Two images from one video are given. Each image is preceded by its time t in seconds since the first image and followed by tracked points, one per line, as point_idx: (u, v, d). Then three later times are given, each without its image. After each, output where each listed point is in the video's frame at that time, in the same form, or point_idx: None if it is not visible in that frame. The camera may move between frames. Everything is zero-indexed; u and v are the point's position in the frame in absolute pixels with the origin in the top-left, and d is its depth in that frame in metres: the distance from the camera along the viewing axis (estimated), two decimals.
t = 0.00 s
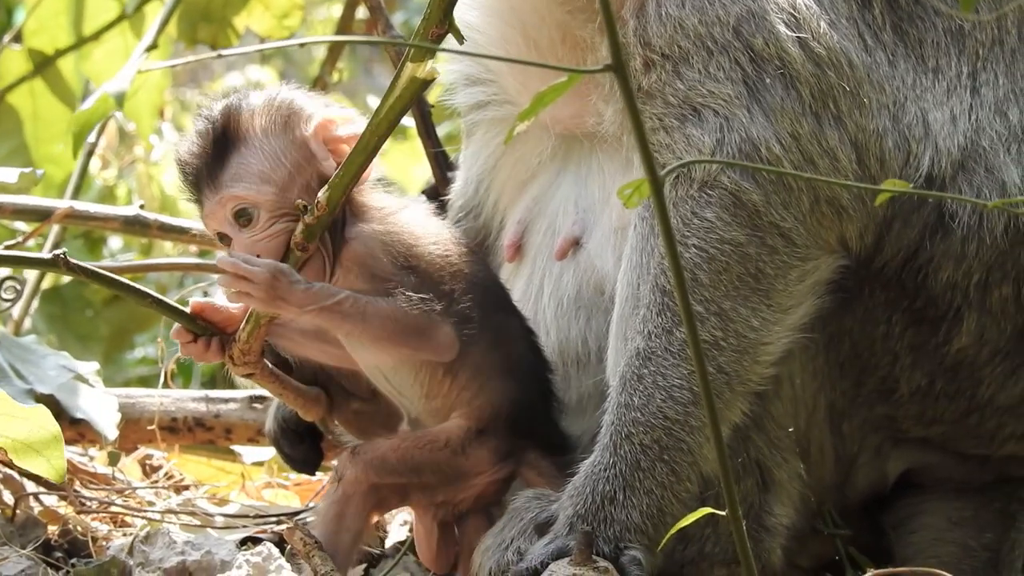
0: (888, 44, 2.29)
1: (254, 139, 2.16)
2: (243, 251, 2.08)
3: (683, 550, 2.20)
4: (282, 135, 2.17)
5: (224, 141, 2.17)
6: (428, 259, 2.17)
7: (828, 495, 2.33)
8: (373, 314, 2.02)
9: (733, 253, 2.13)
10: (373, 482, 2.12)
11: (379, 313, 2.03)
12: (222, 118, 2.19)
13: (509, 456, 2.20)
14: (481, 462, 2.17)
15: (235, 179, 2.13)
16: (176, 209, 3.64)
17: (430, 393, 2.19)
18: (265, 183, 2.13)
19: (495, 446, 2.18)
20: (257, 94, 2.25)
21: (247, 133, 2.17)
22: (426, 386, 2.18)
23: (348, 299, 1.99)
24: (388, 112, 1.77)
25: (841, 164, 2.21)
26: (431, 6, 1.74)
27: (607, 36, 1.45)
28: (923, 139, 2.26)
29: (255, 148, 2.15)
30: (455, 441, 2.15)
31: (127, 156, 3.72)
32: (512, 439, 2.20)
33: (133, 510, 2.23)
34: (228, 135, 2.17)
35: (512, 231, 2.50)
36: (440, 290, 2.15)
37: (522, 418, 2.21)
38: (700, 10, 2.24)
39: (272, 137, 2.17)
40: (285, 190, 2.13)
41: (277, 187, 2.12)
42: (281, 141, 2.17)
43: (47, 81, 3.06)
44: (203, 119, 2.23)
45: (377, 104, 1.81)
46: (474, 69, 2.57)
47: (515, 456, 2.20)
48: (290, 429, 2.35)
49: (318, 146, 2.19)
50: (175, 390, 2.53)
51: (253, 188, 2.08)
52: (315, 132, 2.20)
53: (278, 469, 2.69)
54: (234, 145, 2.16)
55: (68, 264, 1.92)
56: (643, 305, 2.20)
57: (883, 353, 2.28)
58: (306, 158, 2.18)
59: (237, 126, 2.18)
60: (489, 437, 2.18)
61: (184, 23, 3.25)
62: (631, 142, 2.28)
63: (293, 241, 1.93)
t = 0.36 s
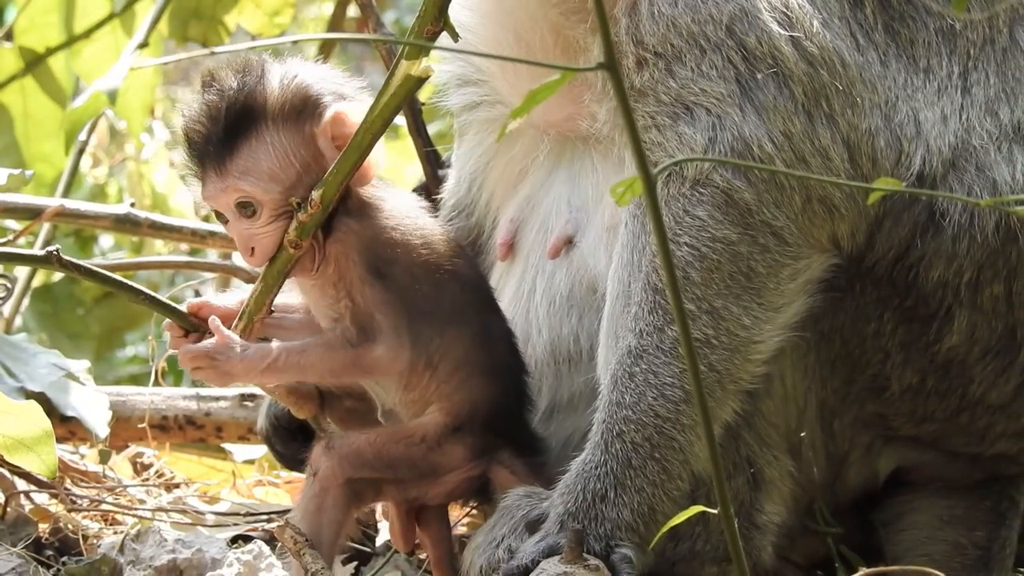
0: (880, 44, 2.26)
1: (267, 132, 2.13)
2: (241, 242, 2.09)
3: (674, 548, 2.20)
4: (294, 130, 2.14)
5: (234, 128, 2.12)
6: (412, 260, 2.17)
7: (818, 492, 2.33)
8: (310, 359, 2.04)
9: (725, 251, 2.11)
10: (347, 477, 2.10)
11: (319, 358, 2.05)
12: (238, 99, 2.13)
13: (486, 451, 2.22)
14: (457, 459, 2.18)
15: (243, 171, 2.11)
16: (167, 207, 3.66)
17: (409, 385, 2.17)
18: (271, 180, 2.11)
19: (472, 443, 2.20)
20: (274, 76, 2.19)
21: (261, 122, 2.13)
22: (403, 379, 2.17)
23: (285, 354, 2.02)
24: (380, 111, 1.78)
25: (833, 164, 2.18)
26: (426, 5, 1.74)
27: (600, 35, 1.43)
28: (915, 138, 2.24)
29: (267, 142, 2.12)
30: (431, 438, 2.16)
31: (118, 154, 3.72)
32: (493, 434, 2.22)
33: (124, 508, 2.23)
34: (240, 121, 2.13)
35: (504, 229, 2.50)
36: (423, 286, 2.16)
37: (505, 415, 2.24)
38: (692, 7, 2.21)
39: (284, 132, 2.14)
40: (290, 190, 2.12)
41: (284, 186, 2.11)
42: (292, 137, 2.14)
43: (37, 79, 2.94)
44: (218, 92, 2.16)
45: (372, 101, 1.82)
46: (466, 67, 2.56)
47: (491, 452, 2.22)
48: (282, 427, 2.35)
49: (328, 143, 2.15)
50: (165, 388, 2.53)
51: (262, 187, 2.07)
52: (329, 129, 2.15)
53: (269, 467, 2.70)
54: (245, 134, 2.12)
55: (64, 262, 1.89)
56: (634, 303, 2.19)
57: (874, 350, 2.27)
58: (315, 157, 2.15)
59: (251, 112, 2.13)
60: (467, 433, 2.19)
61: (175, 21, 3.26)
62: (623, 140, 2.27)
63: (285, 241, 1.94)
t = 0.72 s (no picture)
0: (872, 41, 2.26)
1: (262, 132, 2.14)
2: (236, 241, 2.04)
3: (667, 545, 2.19)
4: (288, 129, 2.17)
5: (227, 130, 2.12)
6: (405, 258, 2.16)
7: (812, 489, 2.33)
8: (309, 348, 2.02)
9: (718, 248, 2.11)
10: (376, 481, 2.12)
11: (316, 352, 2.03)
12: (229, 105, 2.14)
13: (508, 445, 2.22)
14: (480, 453, 2.18)
15: (240, 167, 2.10)
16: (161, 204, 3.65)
17: (424, 382, 2.18)
18: (268, 175, 2.11)
19: (495, 435, 2.20)
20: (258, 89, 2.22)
21: (253, 124, 2.15)
22: (419, 375, 2.18)
23: (283, 345, 2.00)
24: (373, 112, 1.77)
25: (825, 161, 2.18)
26: (418, 5, 1.74)
27: (596, 30, 1.42)
28: (907, 135, 2.24)
29: (262, 139, 2.14)
30: (454, 433, 2.16)
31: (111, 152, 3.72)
32: (507, 426, 2.21)
33: (117, 506, 2.23)
34: (232, 125, 2.13)
35: (497, 228, 2.50)
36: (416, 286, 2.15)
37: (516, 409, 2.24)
38: (684, 5, 2.20)
39: (280, 131, 2.16)
40: (285, 185, 2.13)
41: (281, 179, 2.12)
42: (285, 135, 2.16)
43: (32, 76, 2.77)
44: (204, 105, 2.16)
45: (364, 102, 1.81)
46: (457, 65, 2.56)
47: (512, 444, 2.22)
48: (276, 424, 2.34)
49: (317, 145, 2.20)
50: (159, 386, 2.54)
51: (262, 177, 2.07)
52: (318, 132, 2.21)
53: (262, 464, 2.71)
54: (238, 137, 2.13)
55: (54, 263, 1.88)
56: (627, 300, 2.19)
57: (866, 348, 2.28)
58: (308, 158, 2.18)
59: (242, 116, 2.15)
60: (489, 426, 2.19)
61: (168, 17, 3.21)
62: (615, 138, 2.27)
63: (276, 239, 1.89)
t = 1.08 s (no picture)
0: (866, 37, 2.26)
1: (235, 137, 2.14)
2: (225, 245, 2.04)
3: (661, 543, 2.18)
4: (262, 130, 2.16)
5: (201, 141, 2.13)
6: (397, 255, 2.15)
7: (805, 486, 2.33)
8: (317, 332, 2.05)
9: (711, 245, 2.11)
10: (362, 479, 2.14)
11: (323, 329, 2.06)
12: (199, 117, 2.16)
13: (499, 439, 2.20)
14: (468, 449, 2.17)
15: (218, 174, 2.10)
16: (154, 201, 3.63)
17: (411, 385, 2.20)
18: (246, 176, 2.10)
19: (484, 429, 2.19)
20: (231, 103, 2.24)
21: (225, 131, 2.16)
22: (407, 375, 2.19)
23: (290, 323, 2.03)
24: (364, 108, 1.76)
25: (819, 158, 2.17)
26: (409, 2, 1.74)
27: (587, 29, 1.43)
28: (901, 132, 2.24)
29: (235, 144, 2.14)
30: (440, 429, 2.17)
31: (105, 149, 3.72)
32: (494, 421, 2.20)
33: (110, 502, 2.23)
34: (205, 134, 2.14)
35: (490, 225, 2.50)
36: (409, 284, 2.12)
37: (505, 401, 2.23)
38: (677, 2, 2.21)
39: (254, 133, 2.15)
40: (266, 185, 2.11)
41: (259, 179, 2.11)
42: (260, 136, 2.16)
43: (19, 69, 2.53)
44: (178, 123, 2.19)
45: (356, 98, 1.80)
46: (451, 63, 2.56)
47: (503, 439, 2.19)
48: (268, 421, 2.34)
49: (295, 145, 2.20)
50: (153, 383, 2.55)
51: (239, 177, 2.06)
52: (294, 133, 2.20)
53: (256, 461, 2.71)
54: (212, 145, 2.13)
55: (44, 259, 1.89)
56: (621, 297, 2.19)
57: (861, 345, 2.27)
58: (287, 158, 2.17)
59: (214, 126, 2.16)
60: (475, 422, 2.19)
61: (162, 15, 3.21)
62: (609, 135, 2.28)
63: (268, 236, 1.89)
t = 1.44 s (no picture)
0: (859, 33, 2.26)
1: (210, 143, 2.17)
2: (211, 246, 2.06)
3: (653, 540, 2.19)
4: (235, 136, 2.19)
5: (175, 150, 2.15)
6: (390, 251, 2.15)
7: (798, 484, 2.34)
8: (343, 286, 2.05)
9: (704, 242, 2.11)
10: (356, 471, 2.15)
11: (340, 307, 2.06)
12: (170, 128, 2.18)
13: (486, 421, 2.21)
14: (454, 430, 2.18)
15: (199, 180, 2.12)
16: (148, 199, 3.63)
17: (399, 369, 2.19)
18: (226, 179, 2.12)
19: (467, 410, 2.19)
20: (198, 116, 2.26)
21: (199, 139, 2.18)
22: (393, 359, 2.19)
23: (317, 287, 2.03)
24: (356, 103, 1.74)
25: (812, 155, 2.18)
26: None
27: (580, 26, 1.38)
28: (894, 128, 2.24)
29: (210, 150, 2.16)
30: (426, 411, 2.18)
31: (98, 146, 3.72)
32: (481, 403, 2.21)
33: (104, 500, 2.23)
34: (179, 144, 2.16)
35: (482, 222, 2.50)
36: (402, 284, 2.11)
37: (489, 382, 2.23)
38: None
39: (228, 139, 2.18)
40: (247, 185, 2.14)
41: (240, 180, 2.13)
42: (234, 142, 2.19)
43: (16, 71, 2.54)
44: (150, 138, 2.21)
45: (348, 95, 1.79)
46: (442, 60, 2.56)
47: (488, 420, 2.19)
48: (260, 418, 2.35)
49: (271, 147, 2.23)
50: (145, 381, 2.55)
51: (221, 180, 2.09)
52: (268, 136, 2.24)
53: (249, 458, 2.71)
54: (188, 153, 2.15)
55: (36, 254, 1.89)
56: (613, 295, 2.19)
57: (854, 342, 2.27)
58: (264, 161, 2.20)
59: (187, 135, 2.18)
60: (460, 402, 2.19)
61: (155, 12, 3.20)
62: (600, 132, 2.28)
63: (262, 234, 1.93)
